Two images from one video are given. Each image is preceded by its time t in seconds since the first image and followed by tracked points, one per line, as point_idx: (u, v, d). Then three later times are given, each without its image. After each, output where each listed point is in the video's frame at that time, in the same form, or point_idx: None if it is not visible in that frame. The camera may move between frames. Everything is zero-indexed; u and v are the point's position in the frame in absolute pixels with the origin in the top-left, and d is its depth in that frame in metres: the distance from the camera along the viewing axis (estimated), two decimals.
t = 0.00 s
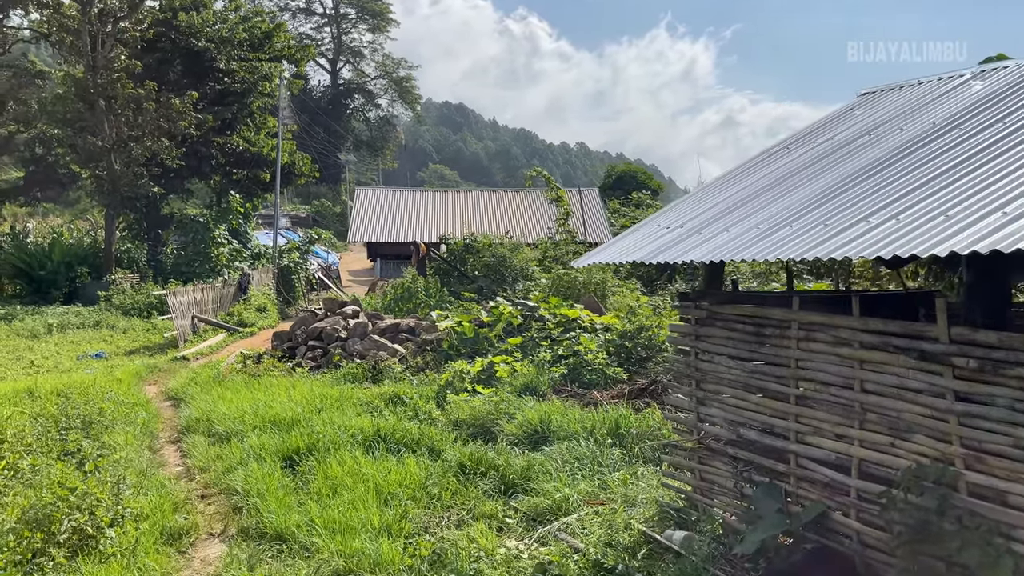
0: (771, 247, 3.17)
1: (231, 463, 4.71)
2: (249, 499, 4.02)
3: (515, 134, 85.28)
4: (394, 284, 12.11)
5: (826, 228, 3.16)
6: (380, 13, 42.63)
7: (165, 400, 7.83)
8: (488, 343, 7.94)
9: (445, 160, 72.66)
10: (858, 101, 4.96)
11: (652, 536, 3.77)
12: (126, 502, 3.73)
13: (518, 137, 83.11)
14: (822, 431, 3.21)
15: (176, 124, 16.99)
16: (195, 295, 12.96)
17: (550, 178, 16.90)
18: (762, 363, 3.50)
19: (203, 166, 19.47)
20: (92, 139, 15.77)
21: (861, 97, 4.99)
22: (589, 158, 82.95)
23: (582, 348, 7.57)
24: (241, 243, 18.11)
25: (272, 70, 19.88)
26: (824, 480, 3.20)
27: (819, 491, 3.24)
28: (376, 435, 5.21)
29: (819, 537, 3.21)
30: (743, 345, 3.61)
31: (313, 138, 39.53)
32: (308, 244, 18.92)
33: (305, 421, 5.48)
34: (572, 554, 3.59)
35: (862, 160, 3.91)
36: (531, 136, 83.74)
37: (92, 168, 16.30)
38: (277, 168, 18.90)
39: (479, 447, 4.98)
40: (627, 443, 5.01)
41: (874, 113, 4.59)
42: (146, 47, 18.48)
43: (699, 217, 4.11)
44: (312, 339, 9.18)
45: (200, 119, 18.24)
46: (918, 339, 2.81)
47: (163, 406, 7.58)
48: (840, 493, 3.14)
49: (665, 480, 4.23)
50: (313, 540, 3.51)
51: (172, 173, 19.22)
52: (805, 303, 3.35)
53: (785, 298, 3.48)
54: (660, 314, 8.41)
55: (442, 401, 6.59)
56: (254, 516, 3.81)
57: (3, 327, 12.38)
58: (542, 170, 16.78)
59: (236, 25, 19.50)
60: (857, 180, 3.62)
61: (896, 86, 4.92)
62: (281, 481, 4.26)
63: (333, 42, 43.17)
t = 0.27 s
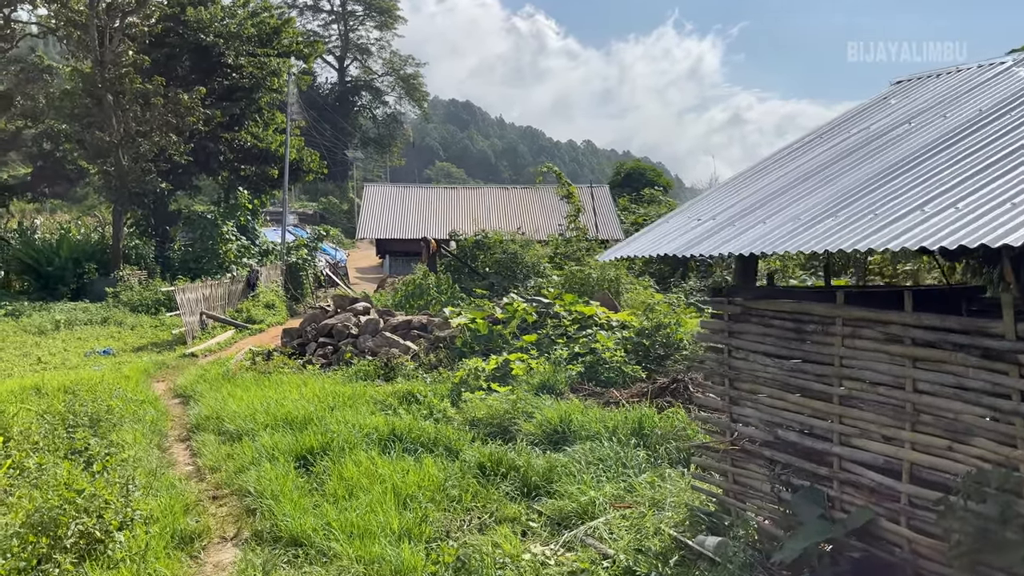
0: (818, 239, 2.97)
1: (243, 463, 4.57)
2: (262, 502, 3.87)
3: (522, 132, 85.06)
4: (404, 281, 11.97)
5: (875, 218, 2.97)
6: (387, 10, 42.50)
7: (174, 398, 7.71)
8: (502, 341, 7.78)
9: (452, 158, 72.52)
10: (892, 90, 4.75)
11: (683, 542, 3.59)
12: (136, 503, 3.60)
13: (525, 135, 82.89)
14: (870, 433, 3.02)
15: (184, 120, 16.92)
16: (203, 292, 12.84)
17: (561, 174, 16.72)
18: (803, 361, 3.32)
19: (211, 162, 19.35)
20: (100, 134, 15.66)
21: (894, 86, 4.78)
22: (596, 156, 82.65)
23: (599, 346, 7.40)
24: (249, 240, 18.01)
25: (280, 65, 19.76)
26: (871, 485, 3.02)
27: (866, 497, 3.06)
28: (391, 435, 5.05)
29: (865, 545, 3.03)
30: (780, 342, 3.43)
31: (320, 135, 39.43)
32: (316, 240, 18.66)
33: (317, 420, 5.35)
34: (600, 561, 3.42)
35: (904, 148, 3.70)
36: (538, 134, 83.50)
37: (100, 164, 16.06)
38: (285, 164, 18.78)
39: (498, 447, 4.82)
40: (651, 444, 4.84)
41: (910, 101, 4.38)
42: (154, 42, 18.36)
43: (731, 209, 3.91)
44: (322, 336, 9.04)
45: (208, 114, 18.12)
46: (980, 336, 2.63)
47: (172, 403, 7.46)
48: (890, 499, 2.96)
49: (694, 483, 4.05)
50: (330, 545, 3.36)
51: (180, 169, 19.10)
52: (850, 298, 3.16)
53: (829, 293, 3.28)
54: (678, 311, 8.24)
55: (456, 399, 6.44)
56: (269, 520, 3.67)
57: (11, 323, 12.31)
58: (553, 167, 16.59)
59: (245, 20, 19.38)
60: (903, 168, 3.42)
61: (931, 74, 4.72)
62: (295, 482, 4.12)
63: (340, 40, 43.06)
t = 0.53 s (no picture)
0: (874, 243, 2.79)
1: (257, 473, 4.43)
2: (279, 516, 3.73)
3: (528, 133, 84.92)
4: (414, 283, 11.82)
5: (934, 222, 2.79)
6: (394, 10, 42.41)
7: (183, 402, 7.58)
8: (518, 344, 7.61)
9: (458, 158, 72.43)
10: (931, 86, 4.56)
11: (719, 560, 3.40)
12: (148, 518, 3.46)
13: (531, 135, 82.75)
14: (926, 449, 2.84)
15: (192, 120, 16.83)
16: (212, 293, 12.72)
17: (572, 174, 16.54)
18: (851, 371, 3.13)
19: (219, 163, 19.26)
20: (107, 134, 15.54)
21: (933, 81, 4.59)
22: (602, 156, 82.42)
23: (618, 350, 7.23)
24: (257, 240, 17.91)
25: (289, 65, 19.66)
26: (929, 506, 2.83)
27: (922, 517, 2.87)
28: (409, 443, 4.90)
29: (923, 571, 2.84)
30: (825, 351, 3.24)
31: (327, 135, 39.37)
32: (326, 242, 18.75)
33: (332, 428, 5.20)
34: None
35: (953, 146, 3.52)
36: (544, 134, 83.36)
37: (108, 164, 16.12)
38: (293, 164, 18.67)
39: (520, 456, 4.64)
40: (678, 454, 4.66)
41: (953, 98, 4.19)
42: (162, 42, 18.28)
43: (769, 210, 3.73)
44: (334, 339, 8.91)
45: (216, 114, 18.01)
46: None
47: (182, 408, 7.33)
48: (951, 521, 2.77)
49: (729, 498, 3.85)
50: (351, 564, 3.21)
51: (188, 169, 18.98)
52: (903, 304, 2.98)
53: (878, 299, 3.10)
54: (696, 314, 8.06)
55: (473, 406, 6.29)
56: (287, 537, 3.53)
57: (18, 324, 12.21)
58: (563, 167, 16.41)
59: (253, 20, 19.29)
60: (956, 167, 3.23)
61: (973, 70, 4.52)
62: (312, 494, 3.96)
63: (347, 40, 43.01)
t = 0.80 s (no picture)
0: (926, 248, 2.62)
1: (266, 484, 4.28)
2: (291, 532, 3.58)
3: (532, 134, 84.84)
4: (423, 286, 11.68)
5: (988, 225, 2.63)
6: (398, 12, 42.32)
7: (189, 407, 7.45)
8: (531, 348, 7.45)
9: (463, 160, 72.33)
10: (964, 82, 4.39)
11: None
12: (155, 534, 3.32)
13: (536, 137, 82.66)
14: (982, 465, 2.66)
15: (197, 121, 16.70)
16: (218, 296, 12.60)
17: (580, 175, 16.38)
18: (895, 382, 2.95)
19: (225, 164, 19.16)
20: (112, 136, 15.42)
21: (966, 77, 4.42)
22: (607, 158, 82.25)
23: (633, 355, 7.07)
24: (262, 242, 17.80)
25: (294, 66, 19.56)
26: (985, 526, 2.64)
27: (978, 538, 2.68)
28: (423, 452, 4.75)
29: None
30: (865, 360, 3.07)
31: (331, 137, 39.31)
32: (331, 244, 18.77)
33: (343, 436, 5.05)
34: None
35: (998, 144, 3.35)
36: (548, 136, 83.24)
37: (113, 166, 16.03)
38: (299, 165, 18.56)
39: (539, 466, 4.49)
40: (701, 465, 4.49)
41: (990, 94, 4.02)
42: (167, 43, 18.20)
43: (803, 211, 3.57)
44: (341, 343, 8.77)
45: (222, 116, 17.91)
46: None
47: (188, 414, 7.19)
48: (1009, 543, 2.59)
49: (760, 513, 3.68)
50: None
51: (193, 171, 18.89)
52: (953, 312, 2.81)
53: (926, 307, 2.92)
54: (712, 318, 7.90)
55: (486, 412, 6.13)
56: (300, 554, 3.38)
57: (23, 327, 12.10)
58: (572, 168, 16.25)
59: (258, 21, 19.20)
60: (1004, 168, 3.07)
61: (1009, 66, 4.35)
62: (324, 508, 3.81)
63: (351, 42, 42.99)
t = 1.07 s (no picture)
0: (980, 242, 2.44)
1: (271, 491, 4.12)
2: (298, 545, 3.41)
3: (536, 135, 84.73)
4: (428, 286, 11.51)
5: None
6: (402, 12, 42.19)
7: (192, 410, 7.30)
8: (541, 350, 7.25)
9: (466, 161, 72.25)
10: (999, 73, 4.20)
11: None
12: (155, 547, 3.14)
13: (539, 138, 82.55)
14: None
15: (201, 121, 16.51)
16: (222, 296, 12.45)
17: (587, 174, 16.21)
18: (945, 387, 2.78)
19: (228, 165, 19.03)
20: (115, 136, 15.27)
21: (1000, 67, 4.23)
22: (610, 159, 82.09)
23: (647, 357, 6.89)
24: (266, 243, 17.67)
25: (298, 66, 19.44)
26: None
27: None
28: (433, 458, 4.57)
29: None
30: (910, 363, 2.89)
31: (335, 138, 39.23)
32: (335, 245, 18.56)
33: (349, 442, 4.88)
34: None
35: None
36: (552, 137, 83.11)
37: (116, 166, 15.90)
38: (303, 165, 18.42)
39: (554, 473, 4.31)
40: (723, 472, 4.31)
41: None
42: (171, 43, 18.07)
43: (837, 206, 3.39)
44: (347, 345, 8.60)
45: (225, 116, 17.77)
46: None
47: (190, 418, 7.01)
48: None
49: (790, 524, 3.50)
50: None
51: (197, 171, 18.77)
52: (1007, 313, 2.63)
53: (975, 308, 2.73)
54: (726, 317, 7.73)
55: (496, 416, 5.96)
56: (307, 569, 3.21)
57: (24, 328, 11.95)
58: (578, 167, 16.08)
59: (262, 20, 19.07)
60: None
61: None
62: (332, 517, 3.64)
63: (355, 43, 42.90)
